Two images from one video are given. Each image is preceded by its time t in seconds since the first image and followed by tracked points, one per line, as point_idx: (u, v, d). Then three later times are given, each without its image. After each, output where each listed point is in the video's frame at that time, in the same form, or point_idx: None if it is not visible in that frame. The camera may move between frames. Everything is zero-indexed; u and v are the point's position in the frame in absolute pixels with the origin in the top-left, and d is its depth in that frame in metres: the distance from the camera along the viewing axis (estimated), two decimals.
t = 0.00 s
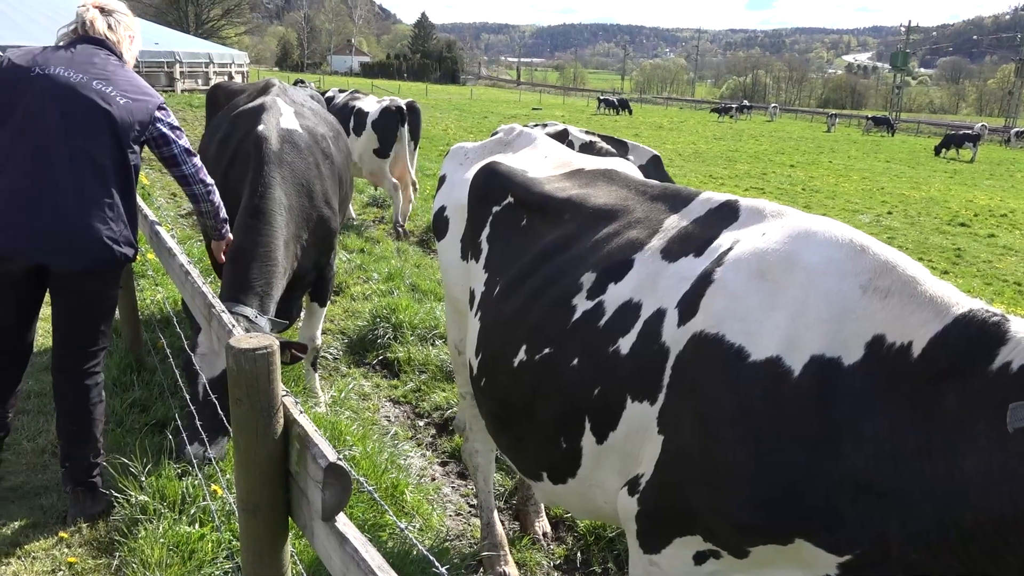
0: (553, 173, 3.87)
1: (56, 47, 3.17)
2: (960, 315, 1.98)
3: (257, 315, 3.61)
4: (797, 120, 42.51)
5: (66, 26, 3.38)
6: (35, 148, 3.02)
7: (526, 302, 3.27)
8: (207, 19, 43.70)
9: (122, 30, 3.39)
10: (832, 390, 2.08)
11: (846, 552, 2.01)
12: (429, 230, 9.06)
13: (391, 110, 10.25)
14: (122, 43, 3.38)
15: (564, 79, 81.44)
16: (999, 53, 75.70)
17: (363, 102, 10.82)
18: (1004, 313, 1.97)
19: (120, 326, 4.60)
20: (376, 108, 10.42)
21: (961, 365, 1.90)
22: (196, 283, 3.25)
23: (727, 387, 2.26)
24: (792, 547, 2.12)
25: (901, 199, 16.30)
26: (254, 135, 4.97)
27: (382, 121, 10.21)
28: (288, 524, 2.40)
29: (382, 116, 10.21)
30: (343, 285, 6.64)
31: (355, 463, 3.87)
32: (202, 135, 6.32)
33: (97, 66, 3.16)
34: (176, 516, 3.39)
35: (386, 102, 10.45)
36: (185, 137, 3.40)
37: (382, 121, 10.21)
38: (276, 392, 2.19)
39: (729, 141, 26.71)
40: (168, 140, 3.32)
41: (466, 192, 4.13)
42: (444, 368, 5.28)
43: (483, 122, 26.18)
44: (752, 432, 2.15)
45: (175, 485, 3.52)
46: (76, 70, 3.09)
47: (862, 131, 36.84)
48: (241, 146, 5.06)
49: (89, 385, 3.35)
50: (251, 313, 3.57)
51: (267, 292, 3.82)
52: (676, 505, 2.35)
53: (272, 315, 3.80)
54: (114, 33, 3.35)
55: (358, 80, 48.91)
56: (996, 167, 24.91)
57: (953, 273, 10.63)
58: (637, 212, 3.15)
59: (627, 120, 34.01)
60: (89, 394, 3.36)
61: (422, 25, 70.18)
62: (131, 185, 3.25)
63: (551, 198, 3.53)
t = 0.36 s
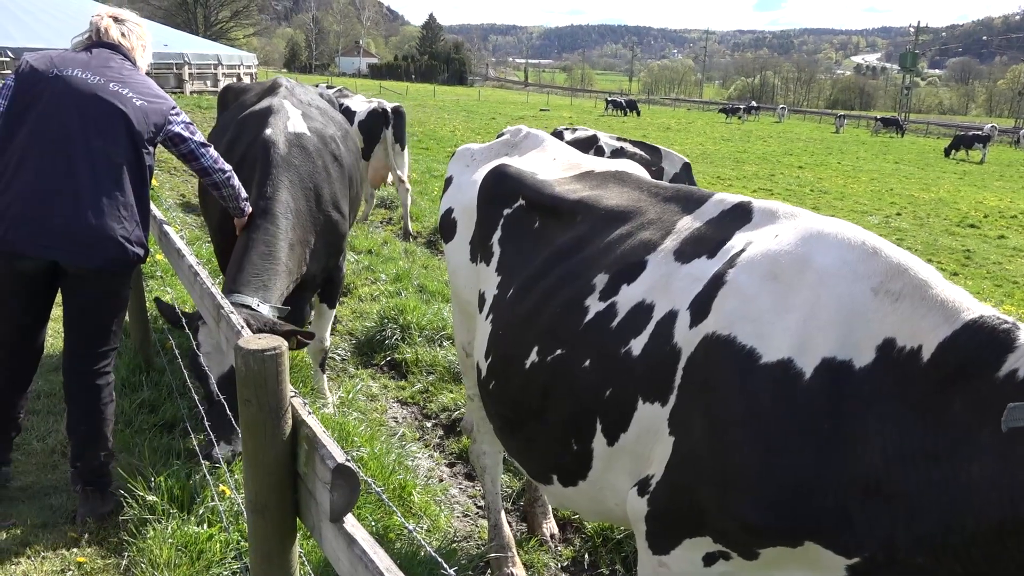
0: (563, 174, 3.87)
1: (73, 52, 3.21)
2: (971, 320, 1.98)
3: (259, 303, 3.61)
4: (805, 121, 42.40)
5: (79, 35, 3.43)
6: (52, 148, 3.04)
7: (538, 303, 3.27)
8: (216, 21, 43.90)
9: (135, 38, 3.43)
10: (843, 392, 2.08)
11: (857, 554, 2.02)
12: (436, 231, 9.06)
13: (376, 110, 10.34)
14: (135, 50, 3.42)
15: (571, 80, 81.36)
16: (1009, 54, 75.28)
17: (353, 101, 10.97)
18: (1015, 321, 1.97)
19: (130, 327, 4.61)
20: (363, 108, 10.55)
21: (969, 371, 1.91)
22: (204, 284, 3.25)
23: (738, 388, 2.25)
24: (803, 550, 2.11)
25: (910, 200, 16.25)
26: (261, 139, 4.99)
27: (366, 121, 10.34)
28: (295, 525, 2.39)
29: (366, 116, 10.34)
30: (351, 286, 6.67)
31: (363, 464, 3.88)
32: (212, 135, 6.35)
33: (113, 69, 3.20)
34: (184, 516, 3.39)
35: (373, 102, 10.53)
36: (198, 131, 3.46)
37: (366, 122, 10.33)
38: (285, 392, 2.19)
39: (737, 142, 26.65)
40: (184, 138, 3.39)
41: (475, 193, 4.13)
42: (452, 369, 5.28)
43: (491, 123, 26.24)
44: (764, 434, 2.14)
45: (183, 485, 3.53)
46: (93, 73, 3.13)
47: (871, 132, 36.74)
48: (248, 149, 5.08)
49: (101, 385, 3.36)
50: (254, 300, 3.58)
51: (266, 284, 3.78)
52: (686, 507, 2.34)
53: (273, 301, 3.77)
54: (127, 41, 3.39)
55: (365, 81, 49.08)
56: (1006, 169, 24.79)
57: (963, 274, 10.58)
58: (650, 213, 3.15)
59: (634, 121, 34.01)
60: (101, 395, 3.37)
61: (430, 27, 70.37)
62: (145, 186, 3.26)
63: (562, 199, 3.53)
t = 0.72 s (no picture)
0: (571, 176, 3.87)
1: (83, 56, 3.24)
2: (977, 320, 2.02)
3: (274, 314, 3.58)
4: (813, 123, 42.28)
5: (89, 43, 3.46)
6: (62, 150, 3.05)
7: (547, 304, 3.27)
8: (225, 22, 44.11)
9: (144, 45, 3.45)
10: (854, 393, 2.08)
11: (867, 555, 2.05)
12: (444, 232, 9.07)
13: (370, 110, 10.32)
14: (144, 56, 3.43)
15: (579, 82, 81.29)
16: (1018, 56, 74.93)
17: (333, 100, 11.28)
18: (1013, 322, 2.02)
19: (138, 328, 4.63)
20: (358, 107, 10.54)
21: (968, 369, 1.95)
22: (212, 286, 3.26)
23: (753, 391, 2.24)
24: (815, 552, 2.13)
25: (919, 202, 16.19)
26: (266, 142, 5.00)
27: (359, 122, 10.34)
28: (304, 526, 2.39)
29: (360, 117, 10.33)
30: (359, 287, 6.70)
31: (370, 465, 3.87)
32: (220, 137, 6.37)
33: (124, 74, 3.23)
34: (192, 517, 3.40)
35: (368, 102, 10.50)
36: (205, 140, 3.42)
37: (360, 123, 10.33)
38: (292, 395, 2.19)
39: (745, 144, 26.60)
40: (191, 145, 3.35)
41: (482, 193, 4.13)
42: (459, 370, 5.28)
43: (498, 124, 26.26)
44: (777, 436, 2.13)
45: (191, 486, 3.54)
46: (104, 76, 3.15)
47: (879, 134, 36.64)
48: (253, 153, 5.09)
49: (109, 386, 3.37)
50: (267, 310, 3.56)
51: (280, 294, 3.80)
52: (697, 508, 2.35)
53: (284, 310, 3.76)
54: (136, 47, 3.41)
55: (373, 82, 49.20)
56: (1016, 171, 24.67)
57: (972, 277, 10.54)
58: (659, 215, 3.14)
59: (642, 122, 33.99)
60: (109, 395, 3.38)
61: (438, 29, 70.64)
62: (153, 188, 3.26)
63: (570, 201, 3.52)
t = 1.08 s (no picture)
0: (581, 177, 3.87)
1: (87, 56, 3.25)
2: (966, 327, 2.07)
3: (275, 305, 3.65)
4: (820, 124, 42.15)
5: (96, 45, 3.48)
6: (70, 150, 3.07)
7: (558, 305, 3.27)
8: (233, 24, 44.26)
9: (150, 46, 3.46)
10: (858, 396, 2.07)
11: (859, 559, 2.09)
12: (452, 233, 9.07)
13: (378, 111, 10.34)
14: (151, 57, 3.45)
15: (586, 83, 81.25)
16: None
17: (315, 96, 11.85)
18: (994, 335, 2.08)
19: (148, 328, 4.65)
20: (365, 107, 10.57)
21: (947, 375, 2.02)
22: (222, 285, 3.27)
23: (759, 393, 2.22)
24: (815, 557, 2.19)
25: (927, 204, 16.11)
26: (268, 141, 5.03)
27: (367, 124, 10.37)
28: (311, 526, 2.39)
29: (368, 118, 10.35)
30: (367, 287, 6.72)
31: (378, 466, 3.88)
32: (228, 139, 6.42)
33: (128, 73, 3.23)
34: (200, 517, 3.40)
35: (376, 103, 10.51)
36: (214, 135, 3.39)
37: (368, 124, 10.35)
38: (301, 396, 2.19)
39: (752, 145, 26.56)
40: (198, 141, 3.32)
41: (491, 193, 4.14)
42: (467, 372, 5.28)
43: (505, 125, 26.26)
44: (781, 438, 2.13)
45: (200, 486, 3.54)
46: (109, 76, 3.17)
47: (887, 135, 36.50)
48: (257, 153, 5.12)
49: (117, 386, 3.38)
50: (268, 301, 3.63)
51: (275, 286, 3.83)
52: (698, 508, 2.35)
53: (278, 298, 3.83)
54: (143, 49, 3.42)
55: (380, 83, 49.27)
56: None
57: (981, 279, 10.47)
58: (671, 217, 3.13)
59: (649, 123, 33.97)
60: (117, 395, 3.39)
61: (445, 30, 70.75)
62: (160, 187, 3.28)
63: (581, 202, 3.52)
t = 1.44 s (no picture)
0: (587, 177, 3.87)
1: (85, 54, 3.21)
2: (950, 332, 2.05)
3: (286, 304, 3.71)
4: (828, 124, 42.02)
5: (93, 35, 3.43)
6: (77, 154, 3.07)
7: (562, 304, 3.26)
8: (240, 25, 44.38)
9: (148, 37, 3.43)
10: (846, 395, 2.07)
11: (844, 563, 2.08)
12: (458, 233, 9.07)
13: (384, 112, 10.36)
14: (149, 49, 3.42)
15: (592, 83, 81.22)
16: None
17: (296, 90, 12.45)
18: (978, 340, 2.06)
19: (155, 329, 4.66)
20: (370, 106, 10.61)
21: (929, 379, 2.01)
22: (228, 286, 3.28)
23: (750, 391, 2.22)
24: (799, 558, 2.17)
25: (936, 204, 16.04)
26: (270, 141, 5.04)
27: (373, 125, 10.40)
28: (317, 527, 2.40)
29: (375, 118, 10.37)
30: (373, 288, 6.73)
31: (383, 467, 3.88)
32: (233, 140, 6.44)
33: (130, 70, 3.21)
34: (207, 517, 3.40)
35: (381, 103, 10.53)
36: (219, 125, 3.44)
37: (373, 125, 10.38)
38: (307, 397, 2.20)
39: (760, 145, 26.51)
40: (204, 133, 3.38)
41: (499, 194, 4.15)
42: (473, 372, 5.28)
43: (512, 126, 26.24)
44: (770, 436, 2.12)
45: (207, 487, 3.55)
46: (113, 76, 3.15)
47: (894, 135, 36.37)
48: (261, 153, 5.13)
49: (129, 386, 3.38)
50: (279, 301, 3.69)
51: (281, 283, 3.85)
52: (690, 507, 2.35)
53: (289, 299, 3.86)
54: (142, 40, 3.39)
55: (387, 84, 49.32)
56: None
57: (990, 279, 10.43)
58: (674, 217, 3.12)
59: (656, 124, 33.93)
60: (128, 396, 3.39)
61: (452, 31, 70.85)
62: (171, 186, 3.32)
63: (586, 202, 3.52)
